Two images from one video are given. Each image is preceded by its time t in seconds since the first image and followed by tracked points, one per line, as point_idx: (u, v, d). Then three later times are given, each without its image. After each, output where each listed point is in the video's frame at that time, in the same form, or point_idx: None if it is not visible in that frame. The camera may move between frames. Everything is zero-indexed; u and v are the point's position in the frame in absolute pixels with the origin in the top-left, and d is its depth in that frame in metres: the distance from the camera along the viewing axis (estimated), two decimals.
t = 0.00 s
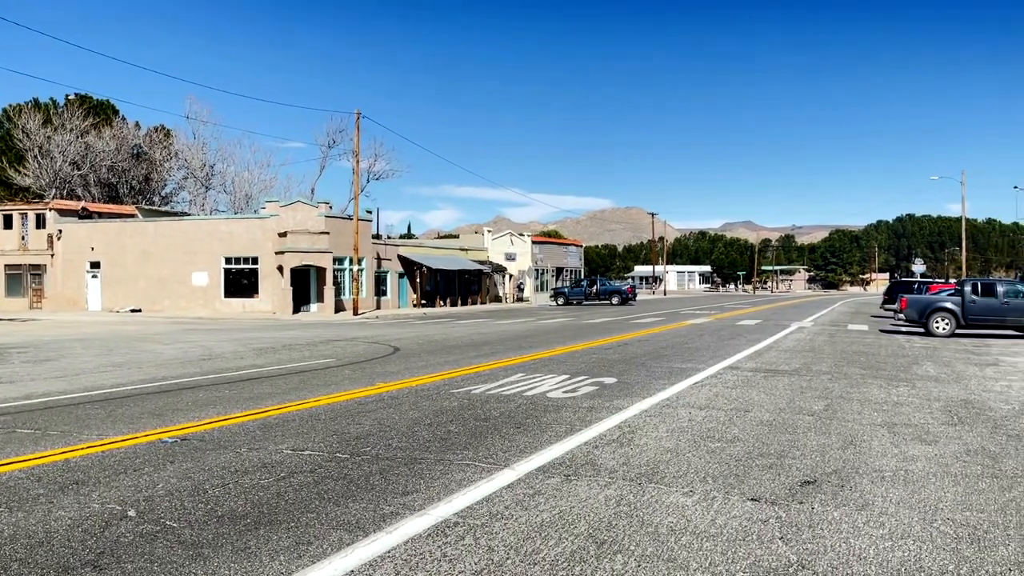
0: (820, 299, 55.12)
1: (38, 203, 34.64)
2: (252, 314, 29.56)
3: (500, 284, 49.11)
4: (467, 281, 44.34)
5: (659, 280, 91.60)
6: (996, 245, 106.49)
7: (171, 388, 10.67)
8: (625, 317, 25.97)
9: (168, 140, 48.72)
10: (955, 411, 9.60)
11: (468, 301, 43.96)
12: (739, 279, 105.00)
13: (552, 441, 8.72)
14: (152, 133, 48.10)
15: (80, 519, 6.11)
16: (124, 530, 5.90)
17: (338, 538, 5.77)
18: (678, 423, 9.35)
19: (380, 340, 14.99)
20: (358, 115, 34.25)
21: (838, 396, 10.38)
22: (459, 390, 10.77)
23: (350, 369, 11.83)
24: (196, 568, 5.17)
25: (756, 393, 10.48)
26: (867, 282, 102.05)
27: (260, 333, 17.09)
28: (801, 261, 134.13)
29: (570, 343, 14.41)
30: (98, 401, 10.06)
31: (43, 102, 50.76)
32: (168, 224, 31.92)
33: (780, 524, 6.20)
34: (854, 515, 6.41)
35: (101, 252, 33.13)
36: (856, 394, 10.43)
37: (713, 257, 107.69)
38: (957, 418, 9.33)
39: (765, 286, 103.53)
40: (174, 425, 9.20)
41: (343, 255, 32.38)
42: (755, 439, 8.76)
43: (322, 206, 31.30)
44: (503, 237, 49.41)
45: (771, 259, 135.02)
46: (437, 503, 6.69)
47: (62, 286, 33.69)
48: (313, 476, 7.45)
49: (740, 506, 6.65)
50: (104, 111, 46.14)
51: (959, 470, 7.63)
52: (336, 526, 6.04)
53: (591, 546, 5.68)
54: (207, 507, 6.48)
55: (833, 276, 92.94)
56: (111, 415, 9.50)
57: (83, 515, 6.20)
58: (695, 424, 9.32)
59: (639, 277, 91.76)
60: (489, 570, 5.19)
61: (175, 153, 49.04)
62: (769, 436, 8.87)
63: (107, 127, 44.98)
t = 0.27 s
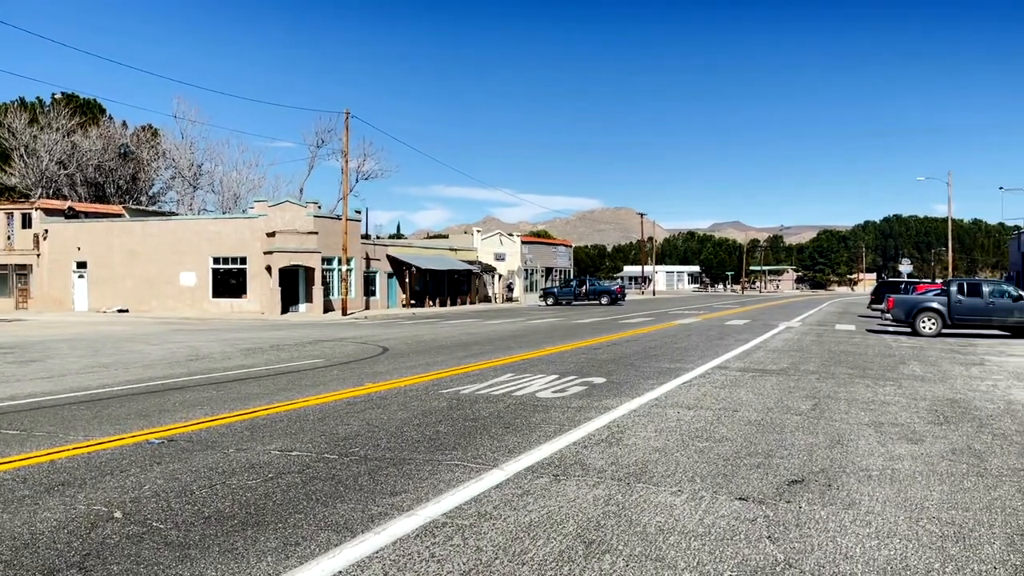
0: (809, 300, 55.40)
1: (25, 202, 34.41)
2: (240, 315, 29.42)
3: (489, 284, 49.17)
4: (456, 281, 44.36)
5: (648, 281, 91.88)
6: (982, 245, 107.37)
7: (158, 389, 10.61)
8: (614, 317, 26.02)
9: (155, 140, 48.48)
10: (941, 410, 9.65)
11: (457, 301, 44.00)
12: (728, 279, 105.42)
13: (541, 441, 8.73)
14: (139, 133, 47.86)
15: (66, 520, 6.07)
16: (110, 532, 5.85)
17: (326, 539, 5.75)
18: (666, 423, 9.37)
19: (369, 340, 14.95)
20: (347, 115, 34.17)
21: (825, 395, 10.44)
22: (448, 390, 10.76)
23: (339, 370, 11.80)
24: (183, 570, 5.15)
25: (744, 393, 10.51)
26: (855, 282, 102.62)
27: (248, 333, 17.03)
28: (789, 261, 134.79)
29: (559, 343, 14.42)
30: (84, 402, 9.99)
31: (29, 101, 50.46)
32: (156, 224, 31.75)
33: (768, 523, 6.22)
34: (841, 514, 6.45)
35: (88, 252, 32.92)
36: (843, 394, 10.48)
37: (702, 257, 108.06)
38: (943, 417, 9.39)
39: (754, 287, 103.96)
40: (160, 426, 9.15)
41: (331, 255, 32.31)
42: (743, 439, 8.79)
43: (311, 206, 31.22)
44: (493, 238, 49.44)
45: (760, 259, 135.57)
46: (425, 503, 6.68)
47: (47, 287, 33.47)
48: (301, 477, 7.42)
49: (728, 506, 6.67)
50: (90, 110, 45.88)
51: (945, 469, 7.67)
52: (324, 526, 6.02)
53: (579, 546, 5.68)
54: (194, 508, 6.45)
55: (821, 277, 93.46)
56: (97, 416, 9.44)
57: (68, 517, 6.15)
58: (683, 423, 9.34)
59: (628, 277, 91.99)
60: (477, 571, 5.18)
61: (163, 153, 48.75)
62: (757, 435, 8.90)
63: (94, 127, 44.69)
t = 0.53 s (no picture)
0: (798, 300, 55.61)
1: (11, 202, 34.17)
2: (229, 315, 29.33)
3: (479, 284, 49.19)
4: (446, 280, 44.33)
5: (637, 281, 92.06)
6: (968, 246, 108.20)
7: (145, 390, 10.55)
8: (604, 317, 26.06)
9: (143, 139, 48.21)
10: (928, 410, 9.71)
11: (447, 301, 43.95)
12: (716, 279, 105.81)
13: (530, 441, 8.73)
14: (126, 132, 47.60)
15: (52, 522, 6.03)
16: (97, 533, 5.82)
17: (315, 539, 5.73)
18: (656, 423, 9.39)
19: (359, 340, 14.94)
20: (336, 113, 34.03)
21: (813, 394, 10.49)
22: (437, 390, 10.75)
23: (328, 370, 11.77)
24: (169, 571, 5.12)
25: (732, 393, 10.54)
26: (842, 282, 103.16)
27: (236, 333, 16.97)
28: (777, 261, 135.34)
29: (548, 343, 14.43)
30: (71, 403, 9.93)
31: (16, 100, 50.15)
32: (144, 224, 31.59)
33: (756, 522, 6.25)
34: (828, 513, 6.47)
35: (75, 252, 32.72)
36: (832, 393, 10.53)
37: (690, 257, 108.44)
38: (930, 416, 9.45)
39: (742, 287, 104.38)
40: (147, 426, 9.10)
41: (320, 255, 32.24)
42: (732, 438, 8.82)
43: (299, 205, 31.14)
44: (483, 237, 49.44)
45: (749, 259, 136.05)
46: (414, 503, 6.67)
47: (34, 287, 33.24)
48: (289, 477, 7.40)
49: (716, 505, 6.68)
50: (77, 109, 45.61)
51: (932, 468, 7.72)
52: (313, 527, 6.00)
53: (568, 546, 5.68)
54: (181, 510, 6.41)
55: (809, 277, 93.95)
56: (83, 417, 9.37)
57: (54, 518, 6.11)
58: (673, 423, 9.36)
59: (617, 278, 92.31)
60: (466, 571, 5.18)
61: (150, 152, 48.54)
62: (746, 434, 8.94)
63: (80, 125, 44.42)
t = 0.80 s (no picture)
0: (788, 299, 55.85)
1: None
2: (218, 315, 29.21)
3: (469, 284, 49.19)
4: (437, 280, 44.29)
5: (627, 281, 92.25)
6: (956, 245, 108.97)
7: (133, 390, 10.50)
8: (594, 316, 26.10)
9: (131, 138, 47.96)
10: (916, 408, 9.77)
11: (437, 301, 43.91)
12: (706, 278, 106.18)
13: (520, 440, 8.73)
14: (114, 131, 47.34)
15: (38, 523, 5.99)
16: (84, 534, 5.79)
17: (304, 540, 5.71)
18: (645, 422, 9.41)
19: (349, 340, 14.91)
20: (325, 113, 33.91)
21: (802, 394, 10.53)
22: (427, 390, 10.74)
23: (317, 370, 11.74)
24: (157, 573, 5.09)
25: (721, 392, 10.57)
26: (831, 282, 103.74)
27: (225, 333, 16.90)
28: (767, 261, 135.92)
29: (538, 343, 14.43)
30: (58, 404, 9.86)
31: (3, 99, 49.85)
32: (133, 223, 31.42)
33: (745, 521, 6.26)
34: (816, 512, 6.50)
35: (63, 252, 32.51)
36: (820, 392, 10.57)
37: (680, 257, 108.86)
38: (917, 415, 9.50)
39: (732, 286, 104.78)
40: (135, 427, 9.05)
41: (309, 255, 32.16)
42: (721, 437, 8.84)
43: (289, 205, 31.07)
44: (473, 237, 49.43)
45: (739, 259, 136.59)
46: (403, 503, 6.66)
47: (21, 287, 33.02)
48: (278, 477, 7.37)
49: (705, 504, 6.70)
50: (64, 108, 45.38)
51: (919, 466, 7.76)
52: (301, 528, 5.98)
53: (558, 545, 5.68)
54: (169, 510, 6.38)
55: (799, 276, 94.36)
56: (71, 418, 9.31)
57: (40, 520, 6.07)
58: (662, 422, 9.38)
59: (608, 277, 92.55)
60: (455, 571, 5.17)
61: (139, 152, 48.29)
62: (734, 434, 8.96)
63: (68, 125, 44.17)
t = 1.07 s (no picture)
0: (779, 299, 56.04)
1: None
2: (207, 315, 29.11)
3: (459, 283, 49.17)
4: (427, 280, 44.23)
5: (618, 281, 92.41)
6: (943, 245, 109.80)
7: (121, 391, 10.45)
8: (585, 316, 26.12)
9: (119, 138, 47.73)
10: (904, 407, 9.83)
11: (428, 301, 43.85)
12: (696, 278, 106.55)
13: (510, 440, 8.72)
14: (102, 130, 47.11)
15: (26, 524, 5.96)
16: (71, 536, 5.76)
17: (293, 540, 5.70)
18: (635, 421, 9.43)
19: (338, 340, 14.88)
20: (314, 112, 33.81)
21: (791, 393, 10.56)
22: (416, 390, 10.72)
23: (307, 370, 11.71)
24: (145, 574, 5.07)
25: (711, 391, 10.61)
26: (820, 281, 104.23)
27: (214, 333, 16.83)
28: (757, 260, 136.50)
29: (529, 342, 14.42)
30: (45, 404, 9.80)
31: None
32: (121, 223, 31.25)
33: (734, 520, 6.28)
34: (805, 511, 6.52)
35: (50, 251, 32.31)
36: (809, 391, 10.62)
37: (671, 257, 109.16)
38: (905, 413, 9.56)
39: (722, 286, 105.16)
40: (123, 428, 9.00)
41: (298, 254, 32.08)
42: (710, 436, 8.86)
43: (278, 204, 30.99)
44: (463, 237, 49.40)
45: (730, 258, 137.10)
46: (393, 503, 6.65)
47: (9, 287, 32.80)
48: (267, 478, 7.35)
49: (694, 503, 6.72)
50: (51, 107, 45.19)
51: (907, 464, 7.81)
52: (290, 528, 5.97)
53: (548, 545, 5.69)
54: (158, 511, 6.35)
55: (788, 276, 94.87)
56: (58, 418, 9.26)
57: (28, 521, 6.04)
58: (651, 422, 9.39)
59: (598, 277, 92.74)
60: (445, 571, 5.17)
61: (127, 151, 48.06)
62: (724, 433, 8.99)
63: (55, 124, 43.93)
